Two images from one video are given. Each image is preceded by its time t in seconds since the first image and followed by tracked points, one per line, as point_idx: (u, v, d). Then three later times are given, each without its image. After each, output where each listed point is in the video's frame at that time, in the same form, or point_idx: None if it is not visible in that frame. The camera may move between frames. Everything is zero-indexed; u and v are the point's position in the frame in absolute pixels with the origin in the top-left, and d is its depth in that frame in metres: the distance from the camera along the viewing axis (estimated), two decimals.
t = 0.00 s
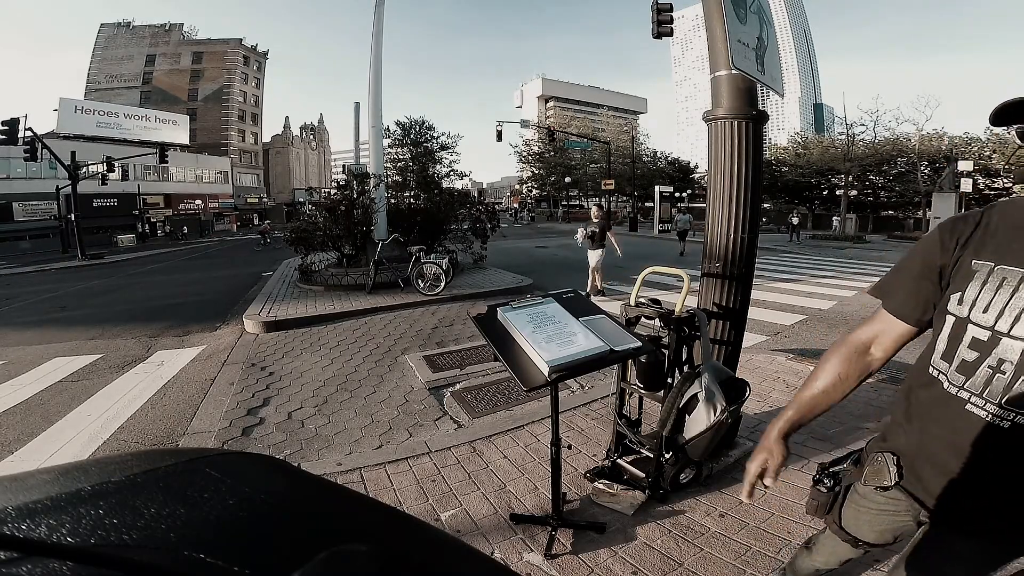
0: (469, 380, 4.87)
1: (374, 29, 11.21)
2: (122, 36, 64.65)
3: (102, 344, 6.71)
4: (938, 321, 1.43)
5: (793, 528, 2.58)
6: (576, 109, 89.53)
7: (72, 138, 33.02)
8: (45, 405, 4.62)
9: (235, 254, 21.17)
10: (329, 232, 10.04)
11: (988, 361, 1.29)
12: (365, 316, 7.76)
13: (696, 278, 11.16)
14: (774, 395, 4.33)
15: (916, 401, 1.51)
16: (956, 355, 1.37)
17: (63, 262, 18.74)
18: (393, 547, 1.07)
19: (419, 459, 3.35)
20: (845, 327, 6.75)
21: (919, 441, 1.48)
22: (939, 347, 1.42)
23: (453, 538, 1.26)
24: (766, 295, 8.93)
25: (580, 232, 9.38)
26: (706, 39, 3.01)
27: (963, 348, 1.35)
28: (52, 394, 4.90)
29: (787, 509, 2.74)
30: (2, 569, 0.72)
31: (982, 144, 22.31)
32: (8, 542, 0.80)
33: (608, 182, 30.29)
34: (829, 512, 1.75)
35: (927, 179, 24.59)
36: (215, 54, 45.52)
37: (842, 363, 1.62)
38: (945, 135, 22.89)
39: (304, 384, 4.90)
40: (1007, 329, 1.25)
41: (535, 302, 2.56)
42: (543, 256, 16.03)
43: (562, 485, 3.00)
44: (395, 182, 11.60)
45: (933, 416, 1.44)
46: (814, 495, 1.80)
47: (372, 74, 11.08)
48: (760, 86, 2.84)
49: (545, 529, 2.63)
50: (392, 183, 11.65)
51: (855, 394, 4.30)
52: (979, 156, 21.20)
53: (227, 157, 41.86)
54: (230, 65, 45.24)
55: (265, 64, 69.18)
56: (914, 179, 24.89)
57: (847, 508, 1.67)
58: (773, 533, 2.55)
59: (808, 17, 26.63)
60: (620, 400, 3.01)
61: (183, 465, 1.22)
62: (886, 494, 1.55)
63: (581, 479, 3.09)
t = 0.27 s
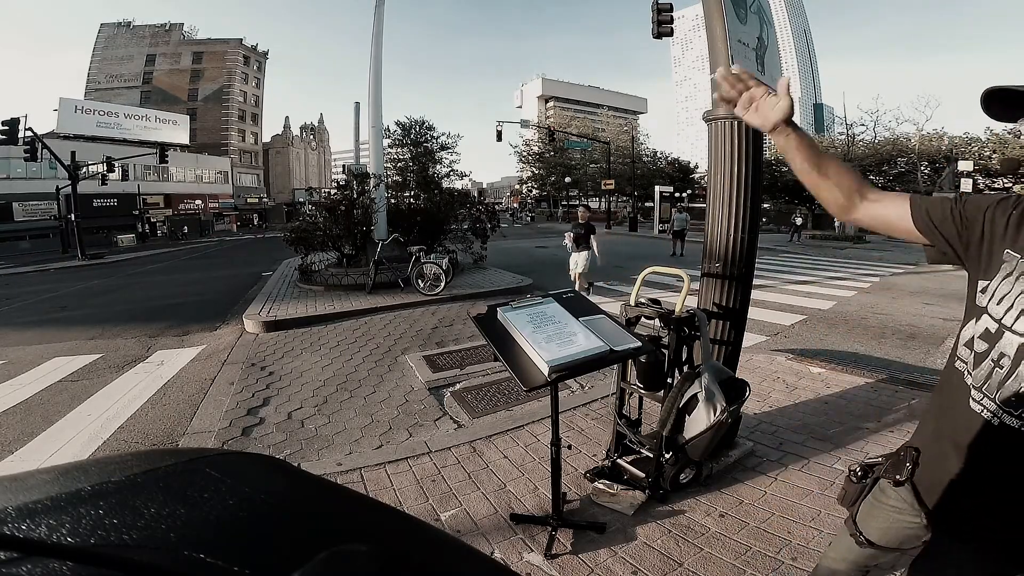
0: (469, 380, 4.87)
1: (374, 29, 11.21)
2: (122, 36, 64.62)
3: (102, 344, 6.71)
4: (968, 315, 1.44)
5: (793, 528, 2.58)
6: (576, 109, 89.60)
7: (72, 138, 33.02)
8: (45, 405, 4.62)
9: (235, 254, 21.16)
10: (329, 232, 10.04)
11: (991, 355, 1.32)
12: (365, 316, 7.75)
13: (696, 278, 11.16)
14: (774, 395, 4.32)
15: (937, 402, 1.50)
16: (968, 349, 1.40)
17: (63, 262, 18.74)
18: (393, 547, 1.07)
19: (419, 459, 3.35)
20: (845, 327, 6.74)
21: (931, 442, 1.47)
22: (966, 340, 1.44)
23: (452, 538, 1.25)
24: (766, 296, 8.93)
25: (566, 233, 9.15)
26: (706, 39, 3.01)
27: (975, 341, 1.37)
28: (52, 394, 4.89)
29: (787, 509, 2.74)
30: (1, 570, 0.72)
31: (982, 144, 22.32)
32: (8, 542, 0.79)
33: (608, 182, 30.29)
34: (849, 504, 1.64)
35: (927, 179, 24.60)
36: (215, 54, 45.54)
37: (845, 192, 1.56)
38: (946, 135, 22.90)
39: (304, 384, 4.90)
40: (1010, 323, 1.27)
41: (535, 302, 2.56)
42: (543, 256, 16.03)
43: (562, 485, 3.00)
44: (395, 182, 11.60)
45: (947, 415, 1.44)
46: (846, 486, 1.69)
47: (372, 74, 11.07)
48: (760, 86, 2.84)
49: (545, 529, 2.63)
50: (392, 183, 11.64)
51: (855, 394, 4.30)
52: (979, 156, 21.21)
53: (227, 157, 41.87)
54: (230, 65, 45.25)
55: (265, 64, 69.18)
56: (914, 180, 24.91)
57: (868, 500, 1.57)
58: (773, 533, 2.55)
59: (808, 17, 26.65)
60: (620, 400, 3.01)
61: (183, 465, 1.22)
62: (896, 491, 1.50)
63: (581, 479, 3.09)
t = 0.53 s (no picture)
0: (469, 380, 4.87)
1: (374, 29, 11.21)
2: (122, 36, 64.59)
3: (102, 344, 6.71)
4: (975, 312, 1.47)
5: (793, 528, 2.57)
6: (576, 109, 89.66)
7: (72, 137, 33.03)
8: (45, 405, 4.62)
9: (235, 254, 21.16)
10: (329, 232, 10.04)
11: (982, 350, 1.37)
12: (365, 316, 7.75)
13: (697, 278, 11.16)
14: (774, 395, 4.32)
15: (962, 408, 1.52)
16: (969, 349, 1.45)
17: (63, 262, 18.74)
18: (393, 547, 1.07)
19: (419, 459, 3.35)
20: (845, 327, 6.75)
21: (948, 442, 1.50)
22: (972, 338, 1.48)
23: (452, 538, 1.25)
24: (766, 296, 8.93)
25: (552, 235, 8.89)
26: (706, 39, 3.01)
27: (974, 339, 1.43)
28: (52, 394, 4.89)
29: (787, 509, 2.74)
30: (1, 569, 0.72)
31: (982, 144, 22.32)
32: (7, 542, 0.80)
33: (608, 182, 30.30)
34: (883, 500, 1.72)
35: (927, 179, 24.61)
36: (215, 54, 45.55)
37: (892, 192, 1.70)
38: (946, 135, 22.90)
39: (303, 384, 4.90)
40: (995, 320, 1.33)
41: (534, 302, 2.56)
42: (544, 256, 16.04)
43: (562, 485, 3.00)
44: (395, 182, 11.60)
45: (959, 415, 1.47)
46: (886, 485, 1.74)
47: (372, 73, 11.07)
48: (760, 86, 2.84)
49: (545, 529, 2.63)
50: (392, 183, 11.64)
51: (855, 394, 4.30)
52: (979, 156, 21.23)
53: (227, 157, 41.88)
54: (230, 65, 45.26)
55: (265, 64, 69.19)
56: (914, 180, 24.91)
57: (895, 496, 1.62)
58: (773, 534, 2.55)
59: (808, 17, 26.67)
60: (620, 400, 3.01)
61: (183, 465, 1.22)
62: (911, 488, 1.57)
63: (581, 479, 3.09)
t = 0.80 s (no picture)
0: (469, 380, 4.87)
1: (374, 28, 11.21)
2: (122, 36, 64.58)
3: (102, 344, 6.71)
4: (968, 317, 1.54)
5: (792, 527, 2.58)
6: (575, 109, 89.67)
7: (72, 138, 33.01)
8: (45, 405, 4.63)
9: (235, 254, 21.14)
10: (329, 232, 10.04)
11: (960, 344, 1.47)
12: (365, 316, 7.76)
13: (697, 277, 11.16)
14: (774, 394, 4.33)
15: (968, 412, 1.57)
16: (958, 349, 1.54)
17: (63, 262, 18.72)
18: (394, 546, 1.07)
19: (420, 459, 3.35)
20: (845, 327, 6.75)
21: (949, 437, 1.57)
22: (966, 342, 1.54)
23: (454, 538, 1.25)
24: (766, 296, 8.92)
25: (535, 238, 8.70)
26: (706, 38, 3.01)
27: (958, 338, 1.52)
28: (52, 394, 4.90)
29: (787, 508, 2.75)
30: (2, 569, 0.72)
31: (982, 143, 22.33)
32: (7, 542, 0.80)
33: (608, 182, 30.30)
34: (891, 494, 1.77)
35: (927, 179, 24.59)
36: (214, 55, 45.55)
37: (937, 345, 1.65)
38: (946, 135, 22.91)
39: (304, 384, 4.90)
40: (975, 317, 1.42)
41: (536, 302, 2.57)
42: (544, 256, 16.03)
43: (562, 485, 3.00)
44: (395, 182, 11.60)
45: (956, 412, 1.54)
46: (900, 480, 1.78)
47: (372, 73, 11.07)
48: (760, 86, 2.84)
49: (545, 529, 2.63)
50: (392, 183, 11.64)
51: (856, 393, 4.30)
52: (978, 156, 21.25)
53: (227, 157, 41.87)
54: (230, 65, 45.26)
55: (265, 64, 69.15)
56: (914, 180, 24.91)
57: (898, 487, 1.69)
58: (773, 532, 2.55)
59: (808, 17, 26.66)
60: (620, 400, 3.01)
61: (184, 464, 1.22)
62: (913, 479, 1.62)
63: (581, 479, 3.09)
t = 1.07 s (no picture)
0: (469, 380, 4.87)
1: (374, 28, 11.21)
2: (122, 36, 64.56)
3: (102, 344, 6.71)
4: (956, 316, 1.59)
5: (792, 527, 2.58)
6: (575, 109, 89.68)
7: (72, 138, 33.01)
8: (45, 405, 4.63)
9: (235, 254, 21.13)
10: (329, 232, 10.03)
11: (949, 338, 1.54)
12: (365, 316, 7.76)
13: (696, 278, 11.16)
14: (774, 395, 4.33)
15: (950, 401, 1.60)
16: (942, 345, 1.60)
17: (63, 262, 18.72)
18: (393, 546, 1.07)
19: (419, 459, 3.35)
20: (845, 327, 6.75)
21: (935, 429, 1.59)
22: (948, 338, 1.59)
23: (453, 539, 1.25)
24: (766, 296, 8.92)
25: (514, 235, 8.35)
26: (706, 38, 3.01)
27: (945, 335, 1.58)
28: (52, 394, 4.90)
29: (787, 507, 2.75)
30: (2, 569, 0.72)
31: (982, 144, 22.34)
32: (7, 542, 0.79)
33: (608, 182, 30.30)
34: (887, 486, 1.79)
35: (928, 179, 24.58)
36: (214, 54, 45.55)
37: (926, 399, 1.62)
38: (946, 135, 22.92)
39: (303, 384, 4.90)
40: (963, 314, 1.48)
41: (535, 302, 2.56)
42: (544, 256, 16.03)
43: (562, 485, 3.00)
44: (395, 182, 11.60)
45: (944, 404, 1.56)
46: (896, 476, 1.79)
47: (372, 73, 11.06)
48: (760, 86, 2.84)
49: (545, 529, 2.63)
50: (392, 183, 11.65)
51: (856, 393, 4.30)
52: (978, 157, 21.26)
53: (227, 157, 41.88)
54: (230, 65, 45.24)
55: (265, 64, 69.13)
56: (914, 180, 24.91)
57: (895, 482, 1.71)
58: (773, 533, 2.55)
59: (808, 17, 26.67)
60: (620, 400, 3.01)
61: (184, 464, 1.22)
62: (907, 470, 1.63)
63: (581, 479, 3.09)
